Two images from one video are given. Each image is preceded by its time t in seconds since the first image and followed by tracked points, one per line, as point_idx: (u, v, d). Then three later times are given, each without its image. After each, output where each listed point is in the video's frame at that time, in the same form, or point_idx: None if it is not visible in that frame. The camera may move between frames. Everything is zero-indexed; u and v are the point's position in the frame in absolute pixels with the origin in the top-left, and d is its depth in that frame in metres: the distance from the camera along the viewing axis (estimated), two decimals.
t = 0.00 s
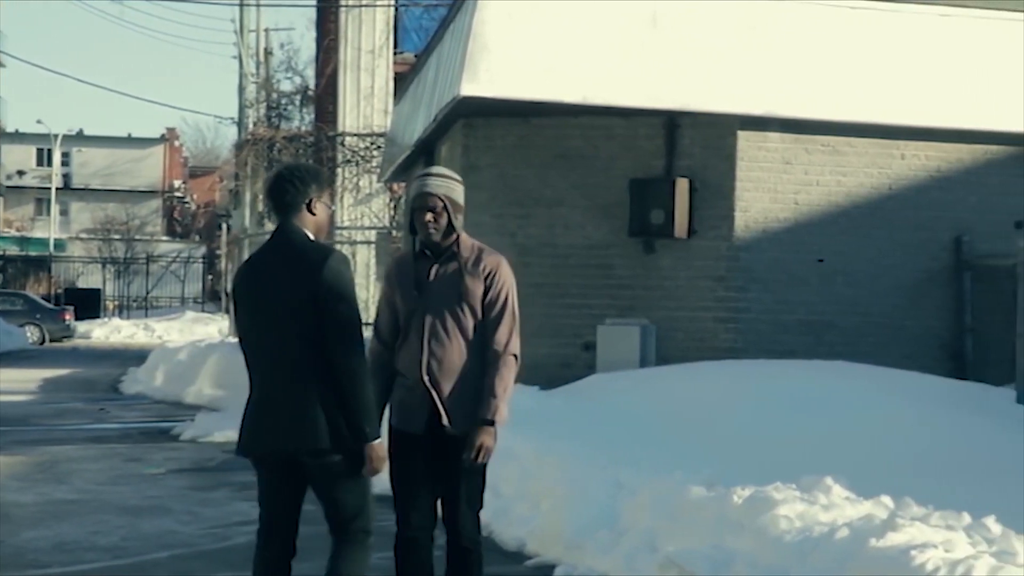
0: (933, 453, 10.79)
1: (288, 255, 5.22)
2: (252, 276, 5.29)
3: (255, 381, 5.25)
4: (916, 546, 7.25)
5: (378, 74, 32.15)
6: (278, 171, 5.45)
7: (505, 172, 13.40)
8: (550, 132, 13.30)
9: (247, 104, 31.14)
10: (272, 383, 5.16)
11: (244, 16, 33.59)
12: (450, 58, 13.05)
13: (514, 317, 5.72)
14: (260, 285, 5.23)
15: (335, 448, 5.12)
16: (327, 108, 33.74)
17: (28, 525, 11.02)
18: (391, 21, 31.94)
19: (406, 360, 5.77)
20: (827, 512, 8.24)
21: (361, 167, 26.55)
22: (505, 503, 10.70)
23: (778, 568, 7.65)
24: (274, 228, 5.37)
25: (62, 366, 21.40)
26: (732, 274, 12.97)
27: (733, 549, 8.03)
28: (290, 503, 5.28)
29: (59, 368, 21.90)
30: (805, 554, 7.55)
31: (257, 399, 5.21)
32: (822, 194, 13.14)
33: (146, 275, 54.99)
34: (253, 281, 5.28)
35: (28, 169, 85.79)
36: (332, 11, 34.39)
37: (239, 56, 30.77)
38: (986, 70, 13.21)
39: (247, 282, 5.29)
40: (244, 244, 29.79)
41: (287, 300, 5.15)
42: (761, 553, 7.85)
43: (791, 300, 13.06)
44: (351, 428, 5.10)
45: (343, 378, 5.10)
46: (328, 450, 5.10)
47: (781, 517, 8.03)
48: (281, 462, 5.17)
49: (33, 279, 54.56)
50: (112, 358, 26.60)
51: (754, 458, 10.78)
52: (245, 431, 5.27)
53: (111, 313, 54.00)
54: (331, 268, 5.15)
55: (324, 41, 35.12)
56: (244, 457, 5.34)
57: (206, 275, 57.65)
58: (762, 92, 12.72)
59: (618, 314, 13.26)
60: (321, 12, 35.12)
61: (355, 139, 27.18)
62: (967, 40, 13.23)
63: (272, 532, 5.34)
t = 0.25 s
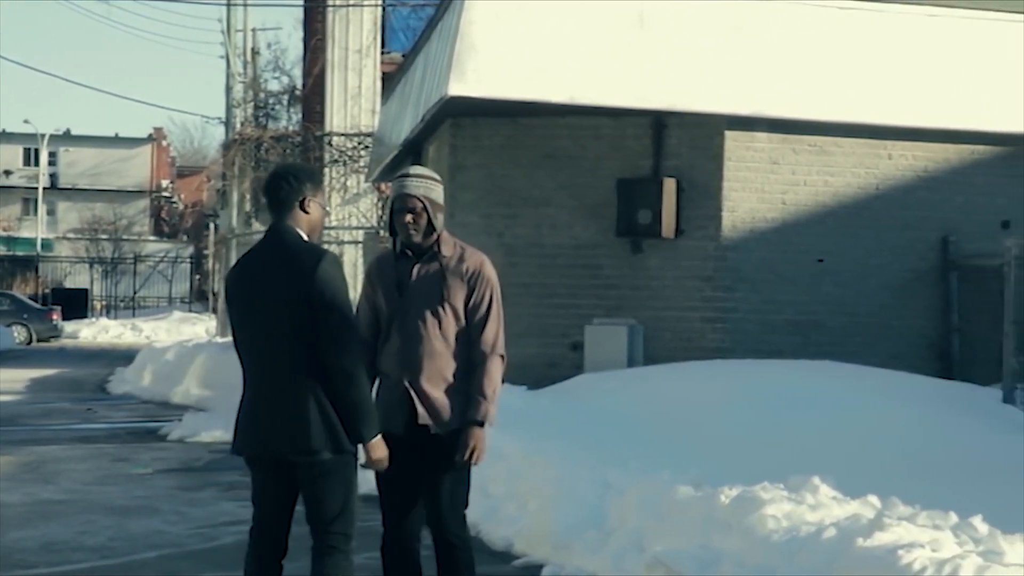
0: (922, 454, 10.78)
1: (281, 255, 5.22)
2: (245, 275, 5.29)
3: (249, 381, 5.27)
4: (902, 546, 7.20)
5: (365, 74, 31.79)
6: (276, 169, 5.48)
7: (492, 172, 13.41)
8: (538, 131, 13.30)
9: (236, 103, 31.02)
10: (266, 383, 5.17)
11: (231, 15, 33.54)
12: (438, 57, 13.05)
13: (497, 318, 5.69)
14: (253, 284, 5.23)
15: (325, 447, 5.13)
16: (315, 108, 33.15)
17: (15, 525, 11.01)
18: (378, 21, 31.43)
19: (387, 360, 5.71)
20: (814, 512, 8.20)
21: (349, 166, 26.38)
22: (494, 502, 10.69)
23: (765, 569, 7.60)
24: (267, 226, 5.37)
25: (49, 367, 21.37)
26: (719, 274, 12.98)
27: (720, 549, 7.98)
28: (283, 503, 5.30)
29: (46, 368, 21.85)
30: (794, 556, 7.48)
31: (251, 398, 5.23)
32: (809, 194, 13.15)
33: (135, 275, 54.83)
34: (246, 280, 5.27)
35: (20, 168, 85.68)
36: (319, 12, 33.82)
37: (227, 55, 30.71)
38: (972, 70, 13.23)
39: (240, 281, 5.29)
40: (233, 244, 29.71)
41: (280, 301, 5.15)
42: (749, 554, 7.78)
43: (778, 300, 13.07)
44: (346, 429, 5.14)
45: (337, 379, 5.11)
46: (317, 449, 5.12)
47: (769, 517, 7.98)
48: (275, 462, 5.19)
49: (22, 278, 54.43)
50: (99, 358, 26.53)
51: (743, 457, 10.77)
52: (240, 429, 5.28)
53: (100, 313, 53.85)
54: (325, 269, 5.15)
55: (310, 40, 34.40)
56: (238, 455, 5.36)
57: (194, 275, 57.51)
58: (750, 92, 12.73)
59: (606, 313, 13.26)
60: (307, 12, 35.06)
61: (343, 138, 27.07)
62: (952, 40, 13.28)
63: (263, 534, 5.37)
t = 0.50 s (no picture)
0: (913, 454, 10.76)
1: (273, 255, 5.29)
2: (238, 275, 5.36)
3: (242, 379, 5.34)
4: (892, 544, 7.14)
5: (355, 72, 31.46)
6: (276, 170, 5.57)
7: (482, 171, 13.40)
8: (528, 130, 13.30)
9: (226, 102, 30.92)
10: (260, 382, 5.25)
11: (220, 14, 33.44)
12: (427, 57, 13.05)
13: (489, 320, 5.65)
14: (246, 284, 5.31)
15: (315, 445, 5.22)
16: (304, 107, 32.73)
17: (4, 525, 10.99)
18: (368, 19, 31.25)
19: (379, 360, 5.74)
20: (804, 510, 8.16)
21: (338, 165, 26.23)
22: (483, 501, 10.67)
23: (755, 566, 7.54)
24: (263, 224, 5.45)
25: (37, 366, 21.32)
26: (708, 273, 12.99)
27: (709, 547, 7.94)
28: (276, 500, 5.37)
29: (33, 367, 21.79)
30: (782, 553, 7.46)
31: (245, 397, 5.31)
32: (798, 193, 13.17)
33: (124, 274, 54.67)
34: (239, 280, 5.35)
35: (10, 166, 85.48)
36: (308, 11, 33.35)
37: (216, 54, 30.64)
38: (960, 70, 13.25)
39: (234, 281, 5.37)
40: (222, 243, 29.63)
41: (272, 301, 5.22)
42: (740, 553, 7.73)
43: (768, 299, 13.09)
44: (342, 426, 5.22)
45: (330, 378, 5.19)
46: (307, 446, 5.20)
47: (758, 515, 7.93)
48: (268, 461, 5.27)
49: (10, 278, 54.28)
50: (88, 357, 26.47)
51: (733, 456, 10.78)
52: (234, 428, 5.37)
53: (88, 312, 53.70)
54: (316, 268, 5.22)
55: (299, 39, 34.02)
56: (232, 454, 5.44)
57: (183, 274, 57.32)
58: (739, 91, 12.74)
59: (596, 312, 13.27)
60: (296, 9, 34.93)
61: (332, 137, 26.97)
62: (940, 40, 13.30)
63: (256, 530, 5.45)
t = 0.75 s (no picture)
0: (906, 452, 10.74)
1: (271, 253, 5.26)
2: (236, 272, 5.33)
3: (236, 376, 5.30)
4: (883, 541, 7.14)
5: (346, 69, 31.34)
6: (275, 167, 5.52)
7: (473, 167, 13.37)
8: (520, 127, 13.30)
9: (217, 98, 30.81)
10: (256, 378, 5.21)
11: (211, 10, 33.34)
12: (418, 54, 13.04)
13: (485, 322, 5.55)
14: (244, 281, 5.28)
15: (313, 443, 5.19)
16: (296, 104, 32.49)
17: None
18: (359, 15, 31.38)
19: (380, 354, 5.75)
20: (795, 507, 8.07)
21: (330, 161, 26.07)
22: (476, 498, 10.63)
23: (746, 564, 7.51)
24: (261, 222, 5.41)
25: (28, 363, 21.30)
26: (700, 270, 13.00)
27: (701, 544, 7.90)
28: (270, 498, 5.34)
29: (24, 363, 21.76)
30: (776, 551, 7.42)
31: (239, 394, 5.27)
32: (789, 190, 13.18)
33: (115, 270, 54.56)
34: (237, 276, 5.32)
35: None
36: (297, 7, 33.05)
37: (207, 50, 30.56)
38: (951, 67, 13.26)
39: (231, 277, 5.34)
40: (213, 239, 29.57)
41: (270, 298, 5.20)
42: (730, 551, 7.68)
43: (759, 295, 13.10)
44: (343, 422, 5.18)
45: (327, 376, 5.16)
46: (306, 445, 5.18)
47: (750, 512, 7.87)
48: (262, 458, 5.23)
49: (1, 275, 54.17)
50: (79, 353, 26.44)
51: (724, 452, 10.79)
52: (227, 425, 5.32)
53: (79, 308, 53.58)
54: (314, 265, 5.19)
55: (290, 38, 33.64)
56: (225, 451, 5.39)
57: (174, 270, 57.19)
58: (731, 88, 12.75)
59: (587, 309, 13.28)
60: (285, 4, 34.82)
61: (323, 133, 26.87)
62: (931, 38, 13.31)
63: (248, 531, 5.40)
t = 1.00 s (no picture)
0: (899, 447, 10.72)
1: (272, 244, 5.14)
2: (234, 262, 5.19)
3: (235, 370, 5.17)
4: (874, 533, 7.08)
5: (338, 62, 31.56)
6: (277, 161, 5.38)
7: (464, 160, 13.44)
8: (512, 120, 13.33)
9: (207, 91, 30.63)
10: (256, 371, 5.08)
11: (203, 3, 33.29)
12: (411, 47, 13.02)
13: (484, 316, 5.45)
14: (243, 272, 5.15)
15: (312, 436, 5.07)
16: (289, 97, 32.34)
17: None
18: (351, 8, 31.48)
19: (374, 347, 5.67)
20: (787, 500, 8.04)
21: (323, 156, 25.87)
22: (466, 490, 10.57)
23: (739, 557, 7.48)
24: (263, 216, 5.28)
25: (19, 356, 21.27)
26: (692, 263, 13.01)
27: (692, 537, 7.88)
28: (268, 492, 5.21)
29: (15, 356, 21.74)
30: (770, 544, 7.37)
31: (238, 389, 5.13)
32: (781, 183, 13.19)
33: (107, 265, 54.51)
34: (236, 267, 5.18)
35: None
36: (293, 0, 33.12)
37: (199, 44, 30.52)
38: (943, 60, 13.25)
39: (229, 269, 5.20)
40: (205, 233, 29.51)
41: (272, 290, 5.07)
42: (722, 542, 7.68)
43: (751, 289, 13.12)
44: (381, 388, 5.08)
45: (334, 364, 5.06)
46: (305, 437, 5.05)
47: (742, 505, 7.82)
48: (262, 453, 5.10)
49: None
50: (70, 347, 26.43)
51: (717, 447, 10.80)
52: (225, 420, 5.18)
53: (71, 302, 53.55)
54: (317, 255, 5.08)
55: (281, 29, 33.84)
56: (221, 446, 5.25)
57: (166, 264, 57.11)
58: (723, 82, 12.77)
59: (579, 303, 13.29)
60: None
61: (316, 127, 26.73)
62: (922, 29, 13.28)
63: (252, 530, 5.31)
